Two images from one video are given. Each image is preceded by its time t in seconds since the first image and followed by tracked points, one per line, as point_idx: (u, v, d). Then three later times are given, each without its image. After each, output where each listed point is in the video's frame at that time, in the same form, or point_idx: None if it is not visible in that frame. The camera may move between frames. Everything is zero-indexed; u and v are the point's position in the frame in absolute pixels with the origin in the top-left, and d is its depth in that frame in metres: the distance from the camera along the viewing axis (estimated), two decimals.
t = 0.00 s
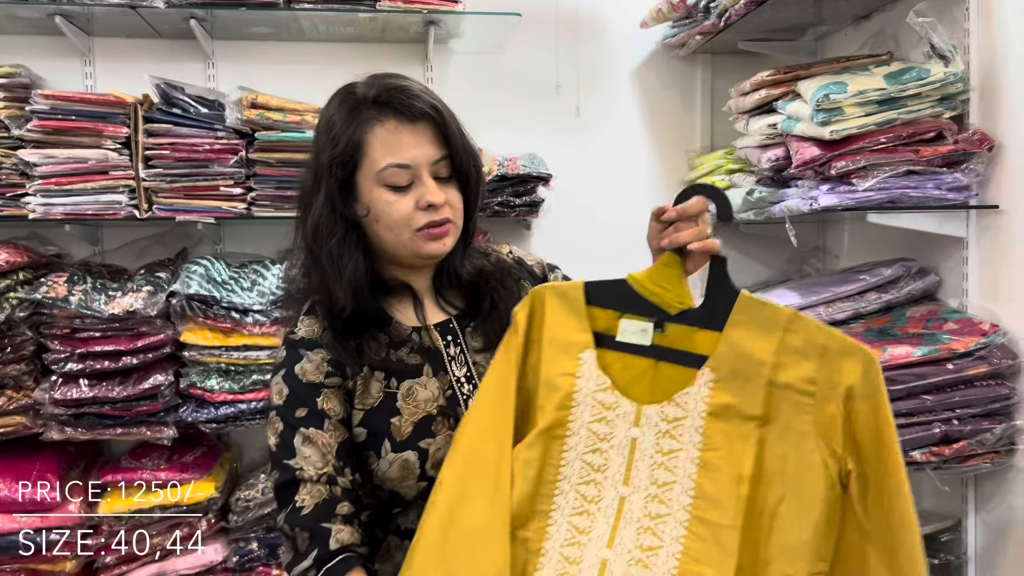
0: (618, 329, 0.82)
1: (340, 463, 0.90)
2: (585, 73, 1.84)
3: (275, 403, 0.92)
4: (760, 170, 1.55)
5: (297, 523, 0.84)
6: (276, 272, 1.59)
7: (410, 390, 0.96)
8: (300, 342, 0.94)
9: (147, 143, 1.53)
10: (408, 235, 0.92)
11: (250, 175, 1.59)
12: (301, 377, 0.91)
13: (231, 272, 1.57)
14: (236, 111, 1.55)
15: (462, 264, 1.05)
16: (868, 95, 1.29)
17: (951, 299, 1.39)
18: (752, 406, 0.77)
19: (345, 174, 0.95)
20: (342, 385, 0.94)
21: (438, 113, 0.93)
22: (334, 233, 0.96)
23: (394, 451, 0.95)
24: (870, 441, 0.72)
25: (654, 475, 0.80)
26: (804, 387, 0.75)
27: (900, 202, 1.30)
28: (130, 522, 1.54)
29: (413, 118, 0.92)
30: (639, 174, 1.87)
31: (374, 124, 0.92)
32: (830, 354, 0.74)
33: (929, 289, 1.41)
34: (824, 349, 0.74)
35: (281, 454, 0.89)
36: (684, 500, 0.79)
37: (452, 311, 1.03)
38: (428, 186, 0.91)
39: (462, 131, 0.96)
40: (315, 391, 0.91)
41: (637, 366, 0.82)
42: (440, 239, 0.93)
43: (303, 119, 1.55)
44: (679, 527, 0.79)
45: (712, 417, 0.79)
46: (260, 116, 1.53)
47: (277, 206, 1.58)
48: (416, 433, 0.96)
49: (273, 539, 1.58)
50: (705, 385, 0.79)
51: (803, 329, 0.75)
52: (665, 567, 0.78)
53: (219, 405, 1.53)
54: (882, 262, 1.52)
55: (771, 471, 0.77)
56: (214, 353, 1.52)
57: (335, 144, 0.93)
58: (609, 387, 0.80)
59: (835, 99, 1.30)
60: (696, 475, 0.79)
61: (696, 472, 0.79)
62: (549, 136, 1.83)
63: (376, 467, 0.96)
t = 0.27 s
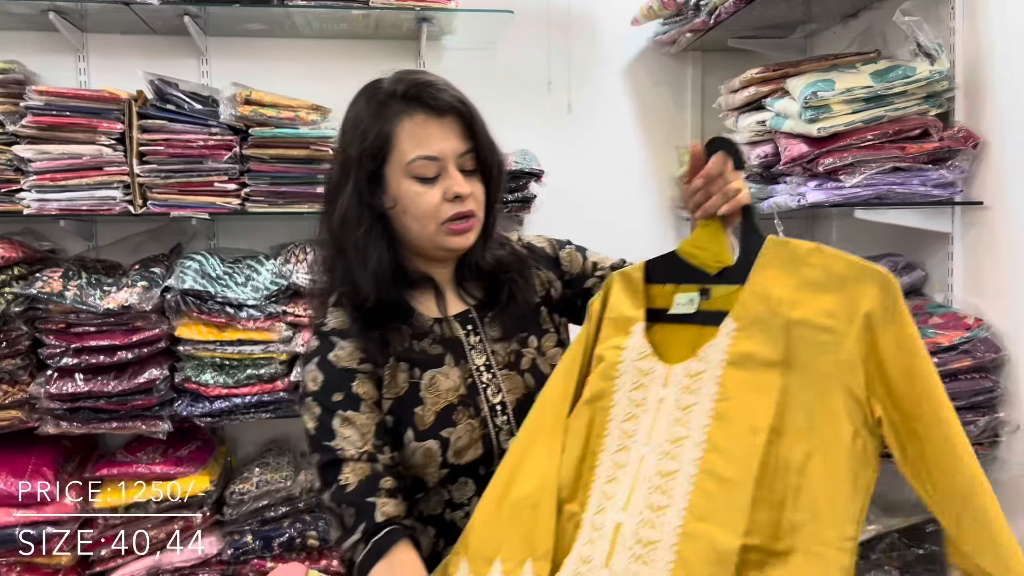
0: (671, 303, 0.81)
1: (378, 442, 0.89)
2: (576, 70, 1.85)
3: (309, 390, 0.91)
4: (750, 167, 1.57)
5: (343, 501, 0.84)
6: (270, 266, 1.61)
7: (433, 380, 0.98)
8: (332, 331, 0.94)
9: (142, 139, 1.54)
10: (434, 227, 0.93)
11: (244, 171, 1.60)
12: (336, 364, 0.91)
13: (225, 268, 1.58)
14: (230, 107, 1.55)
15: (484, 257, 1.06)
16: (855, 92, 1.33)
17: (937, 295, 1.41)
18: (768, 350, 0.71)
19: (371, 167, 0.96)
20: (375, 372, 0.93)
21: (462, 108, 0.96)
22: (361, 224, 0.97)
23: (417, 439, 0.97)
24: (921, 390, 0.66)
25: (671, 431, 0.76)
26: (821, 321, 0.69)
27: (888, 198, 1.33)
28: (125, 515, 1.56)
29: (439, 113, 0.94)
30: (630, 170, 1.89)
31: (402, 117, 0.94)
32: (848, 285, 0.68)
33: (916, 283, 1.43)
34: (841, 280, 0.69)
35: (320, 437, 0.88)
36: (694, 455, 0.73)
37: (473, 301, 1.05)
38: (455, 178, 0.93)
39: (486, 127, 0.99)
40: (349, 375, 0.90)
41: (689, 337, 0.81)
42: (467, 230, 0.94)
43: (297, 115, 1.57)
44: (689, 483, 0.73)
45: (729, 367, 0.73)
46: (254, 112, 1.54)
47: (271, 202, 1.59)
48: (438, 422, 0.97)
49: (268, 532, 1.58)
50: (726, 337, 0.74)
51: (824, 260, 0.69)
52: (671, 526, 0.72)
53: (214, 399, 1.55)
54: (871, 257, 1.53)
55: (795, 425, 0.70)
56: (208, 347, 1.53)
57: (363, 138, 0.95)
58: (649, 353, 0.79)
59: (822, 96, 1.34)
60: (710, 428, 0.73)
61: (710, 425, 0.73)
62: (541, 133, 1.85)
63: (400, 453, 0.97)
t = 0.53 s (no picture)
0: (761, 265, 0.77)
1: (426, 423, 0.85)
2: (564, 63, 1.86)
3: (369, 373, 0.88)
4: (735, 159, 1.59)
5: (384, 480, 0.81)
6: (258, 258, 1.61)
7: (489, 366, 0.93)
8: (392, 317, 0.90)
9: (129, 130, 1.54)
10: (499, 220, 0.88)
11: (232, 163, 1.60)
12: (391, 348, 0.87)
13: (213, 260, 1.59)
14: (218, 99, 1.55)
15: (545, 248, 1.00)
16: (839, 86, 1.36)
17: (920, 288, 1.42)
18: (864, 318, 0.68)
19: (435, 161, 0.91)
20: (429, 357, 0.89)
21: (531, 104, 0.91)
22: (423, 215, 0.92)
23: (474, 423, 0.92)
24: (997, 328, 0.59)
25: (764, 394, 0.73)
26: (910, 288, 0.64)
27: (871, 189, 1.37)
28: (114, 507, 1.54)
29: (507, 107, 0.89)
30: (617, 164, 1.90)
31: (470, 111, 0.88)
32: (934, 248, 0.64)
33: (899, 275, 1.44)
34: (930, 246, 0.64)
35: (373, 419, 0.85)
36: (789, 419, 0.71)
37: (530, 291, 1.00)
38: (520, 173, 0.88)
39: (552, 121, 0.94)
40: (403, 358, 0.86)
41: (775, 300, 0.76)
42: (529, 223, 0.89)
43: (284, 107, 1.57)
44: (784, 446, 0.70)
45: (825, 331, 0.70)
46: (242, 104, 1.55)
47: (258, 193, 1.59)
48: (495, 407, 0.93)
49: (256, 523, 1.58)
50: (821, 302, 0.71)
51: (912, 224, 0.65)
52: (761, 486, 0.70)
53: (203, 391, 1.55)
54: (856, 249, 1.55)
55: (886, 392, 0.66)
56: (197, 339, 1.54)
57: (428, 131, 0.90)
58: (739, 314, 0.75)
59: (807, 89, 1.37)
60: (806, 394, 0.71)
61: (806, 390, 0.71)
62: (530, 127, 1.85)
63: (456, 436, 0.93)
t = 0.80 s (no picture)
0: (906, 251, 0.67)
1: (483, 394, 0.86)
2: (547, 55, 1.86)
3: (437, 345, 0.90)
4: (715, 153, 1.60)
5: (438, 445, 0.83)
6: (238, 251, 1.60)
7: (560, 346, 0.93)
8: (465, 290, 0.92)
9: (108, 122, 1.53)
10: (581, 204, 0.90)
11: (212, 155, 1.59)
12: (462, 322, 0.89)
13: (193, 252, 1.58)
14: (198, 91, 1.55)
15: (624, 233, 1.02)
16: (816, 80, 1.38)
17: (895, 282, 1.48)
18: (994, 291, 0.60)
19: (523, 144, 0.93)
20: (497, 332, 0.91)
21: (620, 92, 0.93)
22: (511, 195, 0.94)
23: (541, 399, 0.92)
24: None
25: (903, 375, 0.65)
26: None
27: (848, 182, 1.40)
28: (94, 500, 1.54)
29: (598, 94, 0.91)
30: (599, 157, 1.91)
31: (559, 96, 0.90)
32: None
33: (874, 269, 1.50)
34: None
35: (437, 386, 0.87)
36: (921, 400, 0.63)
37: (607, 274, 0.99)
38: (606, 158, 0.89)
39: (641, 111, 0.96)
40: (471, 331, 0.88)
41: (921, 290, 0.66)
42: (611, 208, 0.90)
43: (264, 99, 1.56)
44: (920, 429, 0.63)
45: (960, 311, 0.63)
46: (222, 96, 1.54)
47: (238, 185, 1.59)
48: (563, 384, 0.92)
49: (237, 516, 1.59)
50: (955, 282, 0.63)
51: None
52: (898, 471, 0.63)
53: (183, 383, 1.54)
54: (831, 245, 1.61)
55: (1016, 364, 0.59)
56: (176, 332, 1.53)
57: (517, 114, 0.92)
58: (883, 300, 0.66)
59: (786, 83, 1.38)
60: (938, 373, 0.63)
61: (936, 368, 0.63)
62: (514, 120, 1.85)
63: (522, 411, 0.93)
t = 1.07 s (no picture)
0: None
1: (526, 375, 0.87)
2: (522, 49, 1.85)
3: (475, 322, 0.91)
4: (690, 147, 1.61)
5: (480, 423, 0.82)
6: (211, 244, 1.58)
7: (592, 330, 0.94)
8: (503, 271, 0.93)
9: (76, 113, 1.51)
10: (622, 196, 0.91)
11: (183, 148, 1.57)
12: (501, 302, 0.90)
13: (164, 245, 1.56)
14: (168, 82, 1.53)
15: (665, 225, 1.02)
16: (789, 74, 1.40)
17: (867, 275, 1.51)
18: None
19: (566, 133, 0.93)
20: (535, 314, 0.92)
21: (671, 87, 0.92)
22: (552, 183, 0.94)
23: (568, 380, 0.92)
24: None
25: None
26: None
27: (820, 177, 1.41)
28: (63, 496, 1.53)
29: (646, 86, 0.90)
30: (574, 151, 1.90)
31: (606, 87, 0.90)
32: None
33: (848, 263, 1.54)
34: None
35: (477, 365, 0.88)
36: None
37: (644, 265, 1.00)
38: (649, 150, 0.89)
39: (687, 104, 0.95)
40: (510, 312, 0.90)
41: None
42: (650, 202, 0.91)
43: (236, 91, 1.55)
44: None
45: None
46: (193, 88, 1.52)
47: (210, 178, 1.58)
48: (592, 368, 0.93)
49: (210, 511, 1.57)
50: None
51: None
52: None
53: (154, 378, 1.53)
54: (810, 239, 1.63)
55: None
56: (147, 327, 1.52)
57: (562, 102, 0.92)
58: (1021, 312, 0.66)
59: (759, 78, 1.41)
60: None
61: None
62: (489, 114, 1.85)
63: (551, 393, 0.93)
